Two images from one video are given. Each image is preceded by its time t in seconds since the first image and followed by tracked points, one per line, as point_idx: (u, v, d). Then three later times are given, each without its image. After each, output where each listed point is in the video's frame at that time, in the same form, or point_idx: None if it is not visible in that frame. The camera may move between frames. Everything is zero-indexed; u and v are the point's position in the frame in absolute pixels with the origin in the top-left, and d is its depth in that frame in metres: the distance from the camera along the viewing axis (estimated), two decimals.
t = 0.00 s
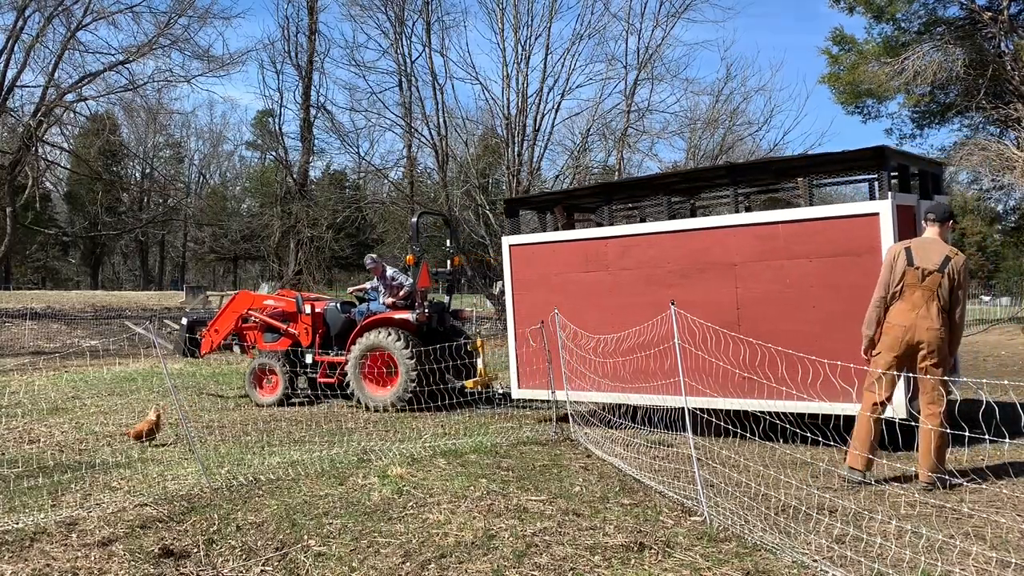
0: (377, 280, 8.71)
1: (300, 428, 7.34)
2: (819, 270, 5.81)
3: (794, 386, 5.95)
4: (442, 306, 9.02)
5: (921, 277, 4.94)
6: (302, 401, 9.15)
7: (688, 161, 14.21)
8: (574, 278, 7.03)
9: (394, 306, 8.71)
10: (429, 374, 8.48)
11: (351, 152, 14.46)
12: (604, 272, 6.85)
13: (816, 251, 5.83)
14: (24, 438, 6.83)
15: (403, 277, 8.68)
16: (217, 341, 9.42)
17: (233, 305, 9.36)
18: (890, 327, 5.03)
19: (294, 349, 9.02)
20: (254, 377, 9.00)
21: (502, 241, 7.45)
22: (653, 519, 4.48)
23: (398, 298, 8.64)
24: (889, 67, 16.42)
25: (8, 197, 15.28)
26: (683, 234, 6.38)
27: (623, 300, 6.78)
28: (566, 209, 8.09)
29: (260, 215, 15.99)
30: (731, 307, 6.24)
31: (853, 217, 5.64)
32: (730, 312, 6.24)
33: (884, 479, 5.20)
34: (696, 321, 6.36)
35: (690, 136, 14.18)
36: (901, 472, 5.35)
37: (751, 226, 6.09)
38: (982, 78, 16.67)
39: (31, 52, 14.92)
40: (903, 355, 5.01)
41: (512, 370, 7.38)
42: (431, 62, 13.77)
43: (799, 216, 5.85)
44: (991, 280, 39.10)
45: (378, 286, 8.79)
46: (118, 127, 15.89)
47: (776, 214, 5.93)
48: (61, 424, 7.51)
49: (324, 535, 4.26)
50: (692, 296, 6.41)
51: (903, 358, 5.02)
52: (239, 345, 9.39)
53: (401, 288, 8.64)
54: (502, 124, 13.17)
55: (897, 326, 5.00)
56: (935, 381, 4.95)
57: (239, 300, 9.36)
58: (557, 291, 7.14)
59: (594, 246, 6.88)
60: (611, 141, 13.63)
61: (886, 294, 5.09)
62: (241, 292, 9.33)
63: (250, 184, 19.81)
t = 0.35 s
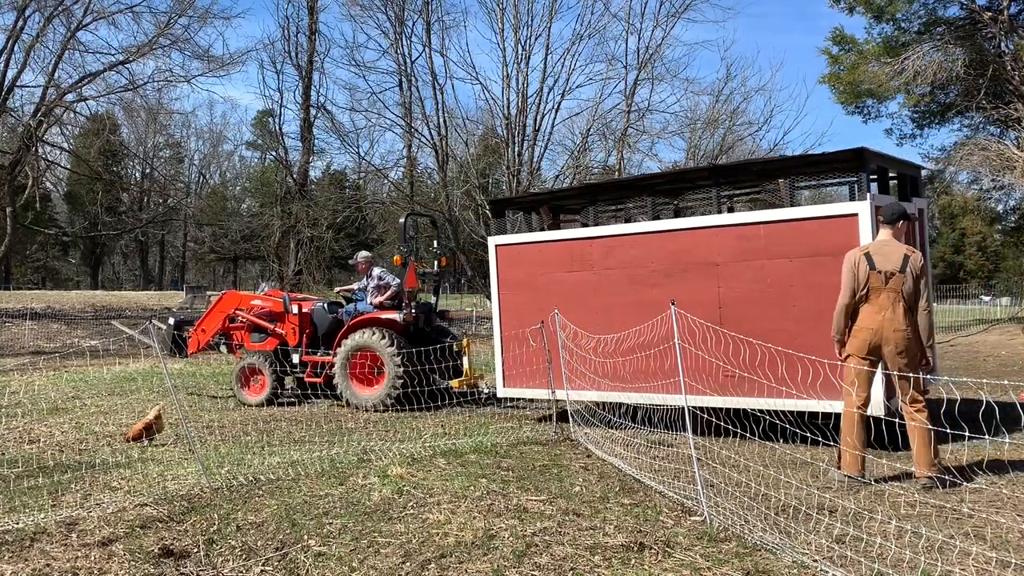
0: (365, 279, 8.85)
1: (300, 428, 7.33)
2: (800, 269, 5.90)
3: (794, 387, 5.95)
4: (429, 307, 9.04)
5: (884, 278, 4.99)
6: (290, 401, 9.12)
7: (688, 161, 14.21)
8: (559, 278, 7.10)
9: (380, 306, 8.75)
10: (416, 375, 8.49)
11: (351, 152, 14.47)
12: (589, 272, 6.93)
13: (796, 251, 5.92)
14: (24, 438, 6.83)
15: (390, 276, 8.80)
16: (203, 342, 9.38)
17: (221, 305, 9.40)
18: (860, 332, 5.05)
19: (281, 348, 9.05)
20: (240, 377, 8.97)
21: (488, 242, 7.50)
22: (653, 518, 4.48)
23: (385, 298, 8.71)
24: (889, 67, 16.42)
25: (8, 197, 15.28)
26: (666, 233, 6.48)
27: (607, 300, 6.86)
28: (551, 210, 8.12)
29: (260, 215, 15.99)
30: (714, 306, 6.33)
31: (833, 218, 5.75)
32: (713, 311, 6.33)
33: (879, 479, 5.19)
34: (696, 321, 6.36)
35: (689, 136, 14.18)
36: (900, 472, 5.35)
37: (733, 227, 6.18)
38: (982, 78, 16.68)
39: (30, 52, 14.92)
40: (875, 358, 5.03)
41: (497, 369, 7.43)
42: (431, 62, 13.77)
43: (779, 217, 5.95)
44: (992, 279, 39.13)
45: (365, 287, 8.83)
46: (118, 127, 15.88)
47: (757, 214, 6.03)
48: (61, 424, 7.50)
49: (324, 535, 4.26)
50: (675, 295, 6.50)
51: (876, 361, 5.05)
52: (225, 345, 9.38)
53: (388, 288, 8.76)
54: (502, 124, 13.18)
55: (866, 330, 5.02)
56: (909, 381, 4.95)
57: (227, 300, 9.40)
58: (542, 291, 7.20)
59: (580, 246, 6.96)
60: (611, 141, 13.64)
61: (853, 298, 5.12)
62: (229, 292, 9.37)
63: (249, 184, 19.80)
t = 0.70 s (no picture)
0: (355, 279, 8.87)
1: (300, 428, 7.33)
2: (778, 269, 5.99)
3: (794, 387, 5.94)
4: (417, 306, 9.03)
5: (865, 283, 5.06)
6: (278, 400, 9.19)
7: (688, 161, 14.21)
8: (543, 278, 7.18)
9: (369, 306, 8.75)
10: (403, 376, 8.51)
11: (351, 152, 14.46)
12: (573, 272, 7.01)
13: (774, 251, 6.00)
14: (24, 438, 6.83)
15: (378, 276, 8.80)
16: (192, 341, 9.45)
17: (210, 305, 9.44)
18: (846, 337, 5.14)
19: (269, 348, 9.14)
20: (228, 377, 9.04)
21: (474, 243, 7.58)
22: (653, 519, 4.48)
23: (373, 298, 8.69)
24: (889, 67, 16.41)
25: (8, 197, 15.28)
26: (648, 234, 6.56)
27: (590, 300, 6.94)
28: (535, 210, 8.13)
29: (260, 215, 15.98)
30: (695, 306, 6.41)
31: (811, 219, 5.82)
32: (694, 311, 6.41)
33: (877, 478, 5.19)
34: (696, 321, 6.35)
35: (689, 136, 14.17)
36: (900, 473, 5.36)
37: (713, 228, 6.26)
38: (982, 78, 16.68)
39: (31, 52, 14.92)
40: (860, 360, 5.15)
41: (482, 367, 7.50)
42: (431, 62, 13.76)
43: (757, 218, 6.03)
44: (992, 279, 39.11)
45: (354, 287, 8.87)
46: (118, 127, 15.88)
47: (737, 216, 6.10)
48: (61, 424, 7.50)
49: (324, 535, 4.26)
50: (657, 295, 6.58)
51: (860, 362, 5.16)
52: (214, 345, 9.44)
53: (376, 287, 8.71)
54: (502, 124, 13.19)
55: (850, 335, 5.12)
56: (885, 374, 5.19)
57: (215, 300, 9.42)
58: (527, 291, 7.28)
59: (563, 247, 7.04)
60: (611, 141, 13.64)
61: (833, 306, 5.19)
62: (217, 291, 9.37)
63: (249, 184, 19.80)
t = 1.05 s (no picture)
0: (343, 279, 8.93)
1: (300, 428, 7.33)
2: (757, 270, 6.06)
3: (793, 386, 5.94)
4: (404, 307, 9.09)
5: (851, 285, 5.17)
6: (266, 400, 9.23)
7: (688, 161, 14.21)
8: (528, 279, 7.30)
9: (356, 306, 8.82)
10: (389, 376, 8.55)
11: (351, 151, 14.47)
12: (557, 273, 7.12)
13: (754, 252, 6.08)
14: (24, 438, 6.83)
15: (366, 276, 8.84)
16: (180, 341, 9.42)
17: (198, 305, 9.41)
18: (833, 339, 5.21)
19: (258, 348, 9.15)
20: (216, 376, 9.05)
21: (460, 244, 7.70)
22: (653, 518, 4.48)
23: (361, 298, 8.77)
24: (889, 67, 16.40)
25: (8, 197, 15.28)
26: (631, 235, 6.67)
27: (574, 299, 7.04)
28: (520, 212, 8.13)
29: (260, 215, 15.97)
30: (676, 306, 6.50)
31: (789, 220, 5.89)
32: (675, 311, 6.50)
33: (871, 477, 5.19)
34: (695, 321, 6.35)
35: (689, 136, 14.17)
36: (900, 473, 5.37)
37: (693, 230, 6.36)
38: (983, 78, 16.68)
39: (30, 52, 14.91)
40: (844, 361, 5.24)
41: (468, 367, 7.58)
42: (431, 62, 13.76)
43: (736, 220, 6.12)
44: (992, 279, 39.09)
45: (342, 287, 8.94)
46: (118, 127, 15.88)
47: (719, 217, 6.18)
48: (61, 423, 7.50)
49: (324, 535, 4.26)
50: (641, 296, 6.67)
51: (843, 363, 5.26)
52: (202, 345, 9.42)
53: (364, 288, 8.78)
54: (502, 124, 13.18)
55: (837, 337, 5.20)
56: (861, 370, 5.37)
57: (203, 300, 9.40)
58: (512, 292, 7.40)
59: (548, 248, 7.16)
60: (611, 141, 13.64)
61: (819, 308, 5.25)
62: (204, 292, 9.38)
63: (249, 184, 19.80)
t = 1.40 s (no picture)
0: (331, 279, 8.95)
1: (300, 428, 7.33)
2: (737, 272, 6.13)
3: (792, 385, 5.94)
4: (391, 307, 9.11)
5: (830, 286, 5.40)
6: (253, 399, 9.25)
7: (688, 161, 14.21)
8: (513, 280, 7.36)
9: (343, 306, 8.86)
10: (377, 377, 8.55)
11: (351, 152, 14.46)
12: (541, 274, 7.18)
13: (734, 254, 6.14)
14: (24, 439, 6.83)
15: (353, 277, 8.88)
16: (167, 341, 9.49)
17: (185, 305, 9.46)
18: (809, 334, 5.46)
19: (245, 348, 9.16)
20: (204, 377, 9.06)
21: (445, 245, 7.75)
22: (653, 519, 4.48)
23: (348, 298, 8.81)
24: (889, 67, 16.38)
25: (8, 197, 15.29)
26: (613, 237, 6.73)
27: (558, 300, 7.11)
28: (504, 214, 8.12)
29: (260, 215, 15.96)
30: (658, 308, 6.57)
31: (768, 223, 5.96)
32: (657, 312, 6.57)
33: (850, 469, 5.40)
34: (696, 321, 6.34)
35: (689, 136, 14.17)
36: (901, 473, 5.38)
37: (675, 233, 6.42)
38: (982, 78, 16.68)
39: (30, 52, 14.91)
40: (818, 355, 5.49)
41: (454, 367, 7.64)
42: (431, 62, 13.76)
43: (716, 222, 6.18)
44: (992, 279, 39.09)
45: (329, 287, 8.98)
46: (118, 127, 15.87)
47: (699, 219, 6.24)
48: (61, 424, 7.51)
49: (324, 535, 4.26)
50: (624, 297, 6.74)
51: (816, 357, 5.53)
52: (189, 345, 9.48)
53: (351, 288, 8.82)
54: (502, 124, 13.18)
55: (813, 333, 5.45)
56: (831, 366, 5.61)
57: (191, 301, 9.47)
58: (497, 293, 7.46)
59: (532, 250, 7.22)
60: (611, 141, 13.63)
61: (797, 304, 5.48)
62: (192, 293, 9.44)
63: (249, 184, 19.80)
